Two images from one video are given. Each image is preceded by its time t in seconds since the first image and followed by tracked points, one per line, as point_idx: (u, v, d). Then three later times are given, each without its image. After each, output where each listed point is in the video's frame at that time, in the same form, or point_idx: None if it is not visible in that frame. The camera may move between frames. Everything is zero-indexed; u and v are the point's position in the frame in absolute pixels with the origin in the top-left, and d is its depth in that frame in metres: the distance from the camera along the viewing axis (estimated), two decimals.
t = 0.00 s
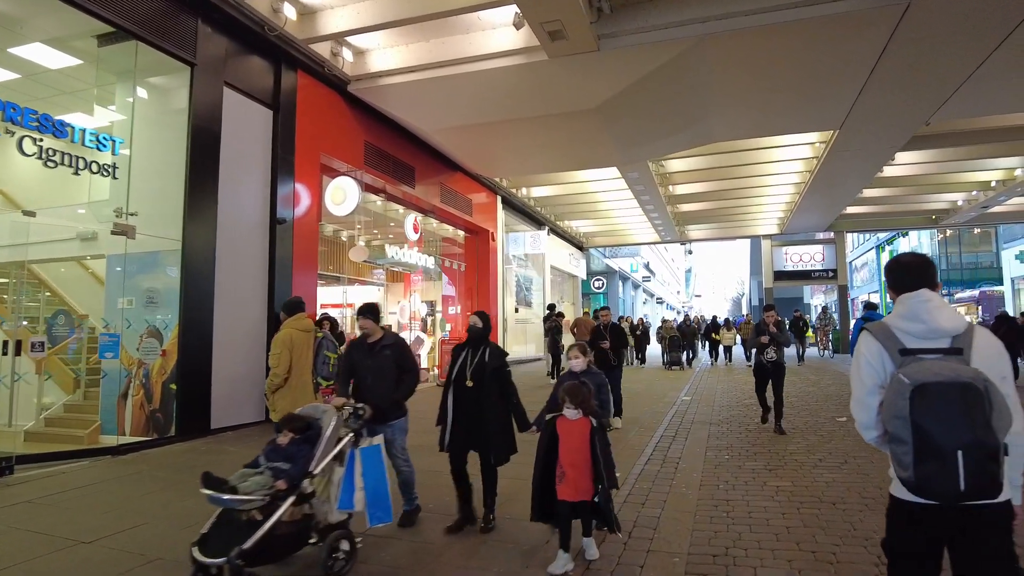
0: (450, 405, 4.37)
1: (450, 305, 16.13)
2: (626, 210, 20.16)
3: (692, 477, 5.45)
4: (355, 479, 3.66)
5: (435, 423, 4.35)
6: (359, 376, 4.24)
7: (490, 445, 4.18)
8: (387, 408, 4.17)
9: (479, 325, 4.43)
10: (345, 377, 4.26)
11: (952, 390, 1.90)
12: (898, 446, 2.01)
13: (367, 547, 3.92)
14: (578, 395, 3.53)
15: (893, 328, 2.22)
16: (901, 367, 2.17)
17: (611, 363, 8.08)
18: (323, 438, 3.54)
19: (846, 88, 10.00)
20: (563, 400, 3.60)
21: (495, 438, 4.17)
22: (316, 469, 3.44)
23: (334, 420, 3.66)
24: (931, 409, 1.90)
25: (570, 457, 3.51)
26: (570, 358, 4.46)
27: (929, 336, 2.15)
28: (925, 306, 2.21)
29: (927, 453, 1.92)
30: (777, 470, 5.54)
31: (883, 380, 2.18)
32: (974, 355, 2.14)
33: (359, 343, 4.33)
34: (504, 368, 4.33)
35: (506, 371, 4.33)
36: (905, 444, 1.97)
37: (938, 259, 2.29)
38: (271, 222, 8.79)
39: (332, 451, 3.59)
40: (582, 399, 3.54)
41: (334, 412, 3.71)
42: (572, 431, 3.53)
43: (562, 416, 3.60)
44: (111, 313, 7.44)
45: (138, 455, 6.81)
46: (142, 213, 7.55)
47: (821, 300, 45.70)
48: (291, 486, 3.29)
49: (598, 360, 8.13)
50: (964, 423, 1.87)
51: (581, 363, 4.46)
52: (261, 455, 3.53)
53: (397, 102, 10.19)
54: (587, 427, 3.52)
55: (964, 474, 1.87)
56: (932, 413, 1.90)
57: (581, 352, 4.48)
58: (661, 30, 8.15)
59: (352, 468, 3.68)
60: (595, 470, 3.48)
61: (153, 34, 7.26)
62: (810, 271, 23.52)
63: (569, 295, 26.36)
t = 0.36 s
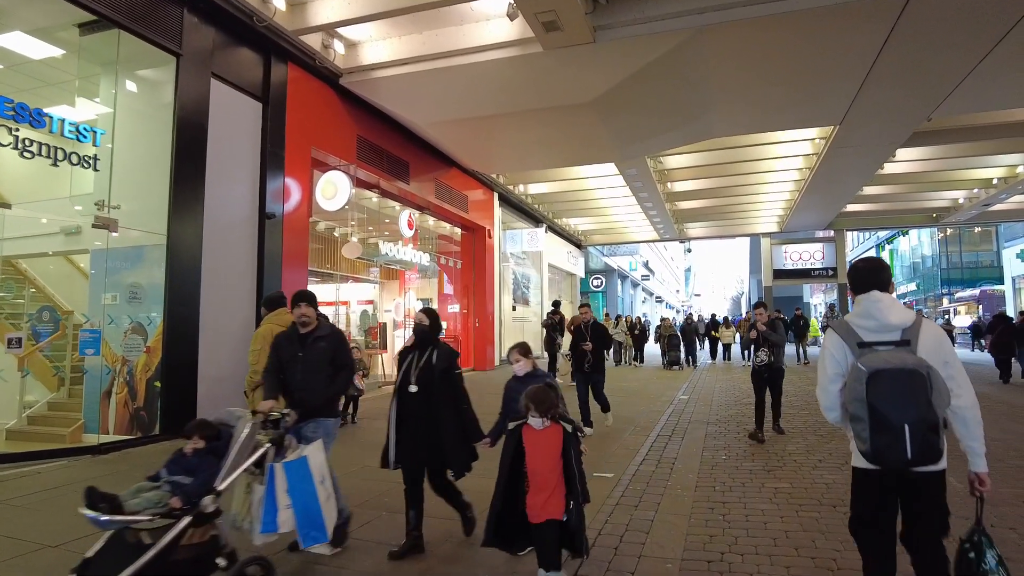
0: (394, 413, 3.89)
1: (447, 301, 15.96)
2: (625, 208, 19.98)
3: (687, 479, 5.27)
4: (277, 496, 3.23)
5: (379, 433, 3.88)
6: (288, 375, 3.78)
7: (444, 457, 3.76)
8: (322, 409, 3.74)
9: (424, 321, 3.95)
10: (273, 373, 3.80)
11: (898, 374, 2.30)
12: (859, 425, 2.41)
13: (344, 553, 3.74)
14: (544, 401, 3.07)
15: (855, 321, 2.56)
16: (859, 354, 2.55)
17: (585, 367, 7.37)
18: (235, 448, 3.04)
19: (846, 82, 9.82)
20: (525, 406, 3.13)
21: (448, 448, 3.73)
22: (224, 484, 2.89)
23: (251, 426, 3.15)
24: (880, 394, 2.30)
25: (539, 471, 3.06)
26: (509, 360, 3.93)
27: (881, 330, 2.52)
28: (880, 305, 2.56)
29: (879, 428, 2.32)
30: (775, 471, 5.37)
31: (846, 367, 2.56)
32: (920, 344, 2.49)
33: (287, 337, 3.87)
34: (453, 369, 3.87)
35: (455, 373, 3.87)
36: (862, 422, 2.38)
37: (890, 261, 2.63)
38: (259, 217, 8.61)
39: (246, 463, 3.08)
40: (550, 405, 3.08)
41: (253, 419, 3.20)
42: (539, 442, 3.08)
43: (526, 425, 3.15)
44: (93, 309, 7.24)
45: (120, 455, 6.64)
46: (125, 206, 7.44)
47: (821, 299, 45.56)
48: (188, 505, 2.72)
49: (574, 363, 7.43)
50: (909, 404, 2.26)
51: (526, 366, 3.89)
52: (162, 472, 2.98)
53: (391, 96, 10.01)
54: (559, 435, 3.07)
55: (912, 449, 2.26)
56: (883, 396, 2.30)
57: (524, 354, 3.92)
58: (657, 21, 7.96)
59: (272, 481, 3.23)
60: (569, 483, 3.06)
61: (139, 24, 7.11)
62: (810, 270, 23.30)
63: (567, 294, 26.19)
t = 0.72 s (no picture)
0: (331, 432, 3.50)
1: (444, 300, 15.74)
2: (624, 206, 19.77)
3: (686, 487, 5.06)
4: (161, 529, 2.51)
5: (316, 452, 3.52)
6: (210, 390, 3.39)
7: (372, 490, 3.32)
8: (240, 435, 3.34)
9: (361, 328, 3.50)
10: (194, 394, 3.44)
11: (884, 386, 2.44)
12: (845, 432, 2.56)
13: (319, 568, 3.53)
14: (512, 424, 2.56)
15: (848, 336, 2.71)
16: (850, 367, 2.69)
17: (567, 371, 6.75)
18: (117, 475, 2.78)
19: (850, 77, 9.59)
20: (494, 432, 2.62)
21: (374, 477, 3.32)
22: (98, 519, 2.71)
23: (140, 447, 2.86)
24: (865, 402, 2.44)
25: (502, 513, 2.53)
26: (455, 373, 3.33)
27: (874, 345, 2.65)
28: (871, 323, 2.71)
29: (862, 435, 2.46)
30: (778, 479, 5.16)
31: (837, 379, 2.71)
32: (907, 361, 2.62)
33: (214, 348, 3.51)
34: (396, 384, 3.45)
35: (399, 389, 3.44)
36: (848, 429, 2.52)
37: (885, 279, 2.73)
38: (248, 213, 8.39)
39: (129, 490, 2.79)
40: (519, 430, 2.56)
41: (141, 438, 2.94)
42: (506, 477, 2.55)
43: (493, 453, 2.61)
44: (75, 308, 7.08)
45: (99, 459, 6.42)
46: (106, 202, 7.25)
47: (821, 299, 45.39)
48: (49, 547, 2.58)
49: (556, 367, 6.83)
50: (891, 414, 2.42)
51: (473, 382, 3.34)
52: (30, 498, 2.77)
53: (385, 90, 9.79)
54: (532, 466, 2.56)
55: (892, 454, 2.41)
56: (869, 406, 2.44)
57: (472, 366, 3.33)
58: (656, 14, 7.74)
59: (156, 513, 2.51)
60: (539, 530, 2.51)
61: (122, 15, 6.83)
62: (811, 270, 23.05)
63: (566, 293, 25.98)
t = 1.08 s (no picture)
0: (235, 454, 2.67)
1: (436, 299, 15.51)
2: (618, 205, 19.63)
3: (676, 491, 4.92)
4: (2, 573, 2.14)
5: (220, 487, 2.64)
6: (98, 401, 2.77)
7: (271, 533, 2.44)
8: (127, 454, 2.73)
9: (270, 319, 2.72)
10: (80, 396, 2.84)
11: (856, 373, 2.92)
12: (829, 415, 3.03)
13: None
14: (430, 452, 1.95)
15: (824, 333, 3.14)
16: (830, 359, 3.14)
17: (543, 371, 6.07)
18: None
19: (844, 73, 9.44)
20: (406, 461, 2.03)
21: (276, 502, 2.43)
22: None
23: None
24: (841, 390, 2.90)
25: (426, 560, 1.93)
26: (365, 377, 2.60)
27: (847, 338, 3.09)
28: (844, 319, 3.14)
29: (842, 417, 2.93)
30: (770, 483, 5.00)
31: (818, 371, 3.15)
32: (878, 349, 3.04)
33: (102, 344, 2.87)
34: (303, 389, 2.57)
35: (306, 394, 2.57)
36: (830, 414, 2.99)
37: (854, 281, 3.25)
38: (230, 210, 8.19)
39: None
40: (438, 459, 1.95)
41: None
42: (432, 511, 1.96)
43: (410, 491, 2.01)
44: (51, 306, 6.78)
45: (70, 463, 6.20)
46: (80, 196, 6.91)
47: (815, 298, 45.40)
48: None
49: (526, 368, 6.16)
50: (863, 399, 2.87)
51: (387, 389, 2.61)
52: None
53: (373, 85, 9.59)
54: (459, 507, 1.95)
55: (869, 431, 2.86)
56: (845, 393, 2.92)
57: (385, 370, 2.60)
58: (647, 7, 7.56)
59: None
60: None
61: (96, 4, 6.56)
62: (806, 269, 22.89)
63: (560, 292, 25.83)
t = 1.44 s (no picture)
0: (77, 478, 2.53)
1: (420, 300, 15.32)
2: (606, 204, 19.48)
3: (656, 501, 4.71)
4: None
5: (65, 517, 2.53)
6: None
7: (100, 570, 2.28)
8: None
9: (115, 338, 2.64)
10: None
11: (805, 362, 3.33)
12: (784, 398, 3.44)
13: None
14: (278, 524, 1.45)
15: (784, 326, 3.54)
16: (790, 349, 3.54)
17: (491, 384, 5.63)
18: None
19: (831, 70, 9.32)
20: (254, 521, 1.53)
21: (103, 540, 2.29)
22: None
23: None
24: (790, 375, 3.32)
25: None
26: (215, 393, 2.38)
27: (805, 331, 3.47)
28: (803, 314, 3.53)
29: (790, 399, 3.34)
30: (752, 491, 4.83)
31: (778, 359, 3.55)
32: (832, 342, 3.43)
33: None
34: (137, 412, 2.43)
35: (138, 419, 2.42)
36: (782, 397, 3.41)
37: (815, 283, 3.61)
38: (202, 209, 7.94)
39: None
40: (287, 527, 1.46)
41: None
42: None
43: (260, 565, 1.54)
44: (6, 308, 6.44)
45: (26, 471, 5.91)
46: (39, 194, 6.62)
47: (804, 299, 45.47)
48: None
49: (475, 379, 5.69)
50: (809, 383, 3.28)
51: (233, 409, 2.35)
52: None
53: (351, 82, 9.37)
54: None
55: (814, 412, 3.26)
56: (793, 379, 3.34)
57: (235, 384, 2.38)
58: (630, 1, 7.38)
59: None
60: None
61: None
62: (794, 270, 22.81)
63: (548, 292, 25.67)
